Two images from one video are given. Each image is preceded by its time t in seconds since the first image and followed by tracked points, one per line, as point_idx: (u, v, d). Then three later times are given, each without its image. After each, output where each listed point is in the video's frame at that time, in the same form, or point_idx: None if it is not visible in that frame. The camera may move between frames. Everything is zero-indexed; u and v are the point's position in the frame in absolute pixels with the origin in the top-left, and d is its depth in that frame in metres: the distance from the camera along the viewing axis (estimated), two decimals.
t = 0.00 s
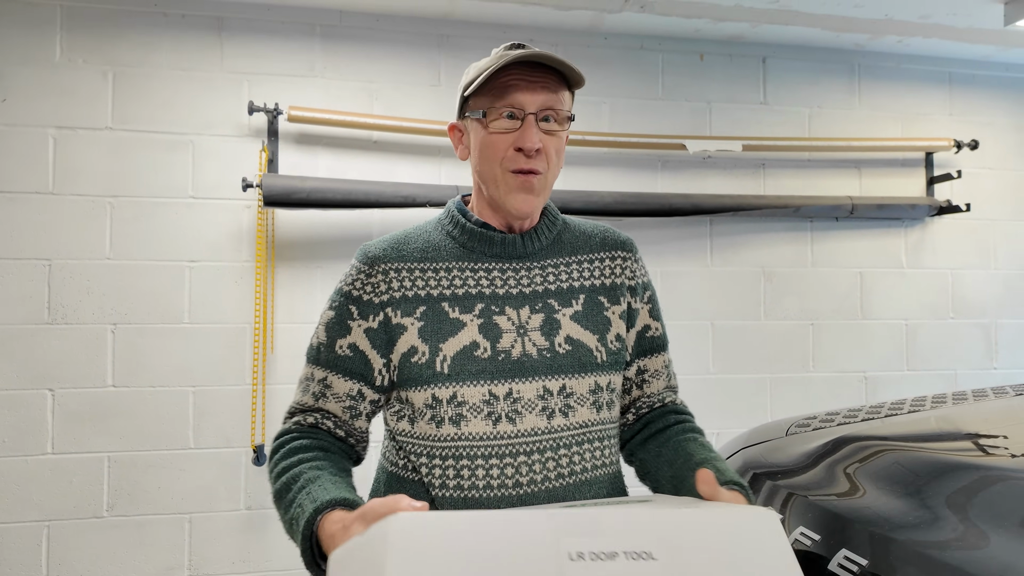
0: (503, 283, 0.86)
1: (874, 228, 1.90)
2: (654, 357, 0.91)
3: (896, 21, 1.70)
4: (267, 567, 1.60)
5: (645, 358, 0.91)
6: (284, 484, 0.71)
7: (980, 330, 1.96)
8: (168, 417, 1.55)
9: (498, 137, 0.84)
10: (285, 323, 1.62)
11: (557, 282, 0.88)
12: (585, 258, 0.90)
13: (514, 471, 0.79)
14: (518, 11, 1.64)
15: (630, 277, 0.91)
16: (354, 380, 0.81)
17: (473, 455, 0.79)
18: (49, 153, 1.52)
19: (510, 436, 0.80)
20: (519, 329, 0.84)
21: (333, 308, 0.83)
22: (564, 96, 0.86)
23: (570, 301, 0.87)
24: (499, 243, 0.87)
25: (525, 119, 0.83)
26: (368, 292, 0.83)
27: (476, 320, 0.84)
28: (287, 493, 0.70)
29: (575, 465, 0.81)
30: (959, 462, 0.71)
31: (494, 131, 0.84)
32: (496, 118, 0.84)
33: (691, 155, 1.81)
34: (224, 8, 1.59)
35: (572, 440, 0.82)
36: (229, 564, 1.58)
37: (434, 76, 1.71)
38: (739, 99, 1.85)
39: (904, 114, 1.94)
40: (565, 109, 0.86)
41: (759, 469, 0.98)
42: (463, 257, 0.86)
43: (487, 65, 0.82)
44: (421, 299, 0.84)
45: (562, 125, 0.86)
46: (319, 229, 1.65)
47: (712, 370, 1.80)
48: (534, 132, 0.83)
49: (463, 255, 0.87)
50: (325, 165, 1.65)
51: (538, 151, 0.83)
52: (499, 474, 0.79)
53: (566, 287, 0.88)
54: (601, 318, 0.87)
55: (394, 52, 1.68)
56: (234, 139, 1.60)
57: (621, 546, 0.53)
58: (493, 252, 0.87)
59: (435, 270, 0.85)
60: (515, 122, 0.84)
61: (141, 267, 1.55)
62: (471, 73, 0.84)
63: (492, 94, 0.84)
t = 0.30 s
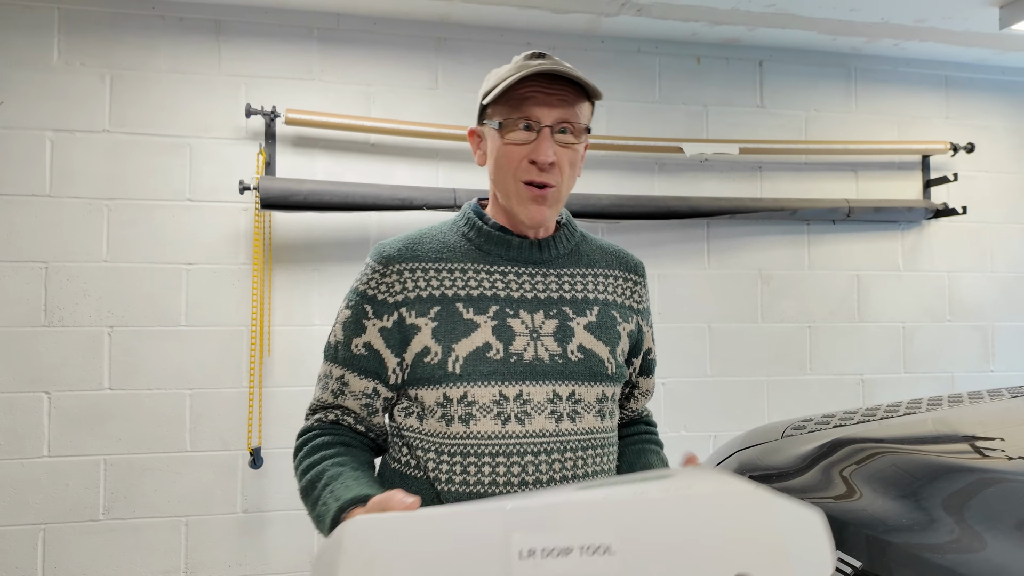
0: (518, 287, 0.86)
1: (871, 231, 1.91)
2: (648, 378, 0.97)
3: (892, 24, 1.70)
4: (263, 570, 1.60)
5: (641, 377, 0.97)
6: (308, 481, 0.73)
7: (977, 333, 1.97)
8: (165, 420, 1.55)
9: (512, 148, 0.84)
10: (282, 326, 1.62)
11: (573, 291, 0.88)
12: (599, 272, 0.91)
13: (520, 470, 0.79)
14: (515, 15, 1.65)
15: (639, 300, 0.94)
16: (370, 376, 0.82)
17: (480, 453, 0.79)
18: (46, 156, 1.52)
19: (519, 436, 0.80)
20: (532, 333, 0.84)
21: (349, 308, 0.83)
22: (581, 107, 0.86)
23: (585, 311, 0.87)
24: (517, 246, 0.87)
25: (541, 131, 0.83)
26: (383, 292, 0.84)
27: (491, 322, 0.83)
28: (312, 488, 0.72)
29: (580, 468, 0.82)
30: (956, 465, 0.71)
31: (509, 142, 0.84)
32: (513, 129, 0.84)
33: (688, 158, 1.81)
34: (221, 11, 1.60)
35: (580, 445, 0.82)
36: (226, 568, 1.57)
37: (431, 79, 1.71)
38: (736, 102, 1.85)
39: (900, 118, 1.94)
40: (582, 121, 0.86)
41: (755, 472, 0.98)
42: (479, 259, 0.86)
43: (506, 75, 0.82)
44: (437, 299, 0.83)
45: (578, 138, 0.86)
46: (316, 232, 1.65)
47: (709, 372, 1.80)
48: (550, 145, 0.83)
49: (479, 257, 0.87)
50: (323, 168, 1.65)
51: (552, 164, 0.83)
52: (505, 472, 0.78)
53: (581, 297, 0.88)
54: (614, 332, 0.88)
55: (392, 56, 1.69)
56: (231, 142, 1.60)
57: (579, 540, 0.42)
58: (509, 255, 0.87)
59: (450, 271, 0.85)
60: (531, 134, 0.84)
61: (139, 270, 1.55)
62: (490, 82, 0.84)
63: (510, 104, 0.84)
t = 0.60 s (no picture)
0: (540, 292, 0.86)
1: (868, 233, 1.91)
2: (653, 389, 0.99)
3: (888, 27, 1.71)
4: (260, 572, 1.59)
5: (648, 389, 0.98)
6: (378, 460, 0.66)
7: (973, 335, 1.97)
8: (162, 422, 1.55)
9: (555, 156, 0.84)
10: (279, 328, 1.62)
11: (593, 301, 0.88)
12: (619, 283, 0.92)
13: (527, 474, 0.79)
14: (514, 18, 1.65)
15: (659, 311, 0.94)
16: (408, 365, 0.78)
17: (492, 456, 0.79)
18: (44, 159, 1.52)
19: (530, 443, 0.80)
20: (549, 340, 0.84)
21: (381, 295, 0.80)
22: (624, 120, 0.87)
23: (602, 322, 0.88)
24: (544, 250, 0.88)
25: (585, 142, 0.84)
26: (415, 282, 0.82)
27: (511, 326, 0.83)
28: (386, 468, 0.65)
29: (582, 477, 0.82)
30: (952, 467, 0.71)
31: (552, 150, 0.84)
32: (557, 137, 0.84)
33: (686, 160, 1.81)
34: (220, 13, 1.60)
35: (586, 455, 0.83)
36: (222, 570, 1.57)
37: (429, 81, 1.71)
38: (733, 105, 1.86)
39: (897, 120, 1.95)
40: (623, 134, 0.87)
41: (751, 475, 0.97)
42: (505, 260, 0.87)
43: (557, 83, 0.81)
44: (463, 297, 0.83)
45: (617, 150, 0.88)
46: (314, 234, 1.65)
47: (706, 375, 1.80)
48: (593, 157, 0.84)
49: (505, 258, 0.87)
50: (321, 170, 1.65)
51: (594, 176, 0.84)
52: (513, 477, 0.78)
53: (600, 308, 0.88)
54: (628, 344, 0.88)
55: (390, 58, 1.69)
56: (229, 144, 1.60)
57: (680, 375, 0.50)
58: (534, 258, 0.88)
59: (477, 270, 0.85)
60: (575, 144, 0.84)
61: (137, 272, 1.55)
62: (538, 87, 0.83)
63: (556, 111, 0.84)
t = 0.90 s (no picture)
0: (516, 289, 0.85)
1: (865, 234, 1.91)
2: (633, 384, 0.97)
3: (885, 29, 1.72)
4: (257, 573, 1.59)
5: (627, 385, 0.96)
6: (342, 469, 0.71)
7: (970, 337, 1.97)
8: (159, 423, 1.55)
9: (536, 156, 0.83)
10: (276, 329, 1.62)
11: (568, 297, 0.88)
12: (593, 280, 0.92)
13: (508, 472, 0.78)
14: (511, 19, 1.65)
15: (627, 310, 0.95)
16: (375, 370, 0.79)
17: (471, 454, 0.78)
18: (41, 160, 1.52)
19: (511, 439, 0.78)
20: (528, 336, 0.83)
21: (349, 302, 0.80)
22: (600, 118, 0.87)
23: (578, 318, 0.87)
24: (518, 249, 0.87)
25: (564, 142, 0.84)
26: (386, 286, 0.81)
27: (488, 322, 0.82)
28: (348, 476, 0.71)
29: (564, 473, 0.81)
30: (949, 467, 0.71)
31: (532, 150, 0.84)
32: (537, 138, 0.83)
33: (684, 162, 1.82)
34: (217, 15, 1.60)
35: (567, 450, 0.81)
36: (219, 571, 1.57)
37: (427, 83, 1.72)
38: (730, 106, 1.86)
39: (894, 122, 1.96)
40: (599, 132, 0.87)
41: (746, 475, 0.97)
42: (480, 259, 0.86)
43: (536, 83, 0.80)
44: (438, 297, 0.82)
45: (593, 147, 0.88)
46: (311, 234, 1.65)
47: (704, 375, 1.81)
48: (574, 157, 0.84)
49: (480, 256, 0.86)
50: (319, 171, 1.65)
51: (574, 176, 0.84)
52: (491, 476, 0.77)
53: (576, 303, 0.88)
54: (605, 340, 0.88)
55: (387, 59, 1.69)
56: (226, 145, 1.60)
57: (711, 338, 0.46)
58: (509, 257, 0.87)
59: (452, 269, 0.84)
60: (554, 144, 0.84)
61: (134, 273, 1.55)
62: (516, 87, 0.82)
63: (534, 111, 0.83)
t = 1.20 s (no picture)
0: (480, 289, 0.86)
1: (863, 235, 1.92)
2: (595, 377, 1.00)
3: (883, 31, 1.72)
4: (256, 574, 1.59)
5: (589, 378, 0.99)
6: (295, 511, 0.62)
7: (969, 337, 1.98)
8: (158, 424, 1.55)
9: (471, 145, 0.85)
10: (275, 329, 1.62)
11: (530, 293, 0.89)
12: (550, 275, 0.94)
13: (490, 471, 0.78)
14: (510, 20, 1.66)
15: (584, 303, 0.98)
16: (348, 375, 0.75)
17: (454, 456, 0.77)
18: (40, 161, 1.52)
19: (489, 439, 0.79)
20: (494, 335, 0.84)
21: (309, 310, 0.77)
22: (535, 101, 0.88)
23: (541, 313, 0.89)
24: (476, 249, 0.88)
25: (498, 127, 0.85)
26: (349, 291, 0.79)
27: (454, 324, 0.82)
28: (302, 520, 0.61)
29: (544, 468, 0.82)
30: (946, 467, 0.71)
31: (466, 139, 0.85)
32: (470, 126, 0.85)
33: (682, 162, 1.82)
34: (216, 15, 1.60)
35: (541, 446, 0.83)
36: (218, 572, 1.57)
37: (426, 83, 1.72)
38: (729, 107, 1.86)
39: (892, 123, 1.96)
40: (535, 115, 0.88)
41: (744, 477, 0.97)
42: (440, 262, 0.86)
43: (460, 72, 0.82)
44: (403, 301, 0.82)
45: (532, 131, 0.88)
46: (310, 235, 1.65)
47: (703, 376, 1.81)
48: (508, 140, 0.85)
49: (440, 259, 0.87)
50: (318, 172, 1.65)
51: (512, 159, 0.85)
52: (474, 477, 0.77)
53: (537, 299, 0.90)
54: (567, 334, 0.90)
55: (386, 60, 1.70)
56: (226, 146, 1.61)
57: (611, 338, 0.53)
58: (471, 258, 0.88)
59: (413, 273, 0.84)
60: (488, 130, 0.85)
61: (132, 273, 1.55)
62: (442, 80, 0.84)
63: (464, 101, 0.85)
